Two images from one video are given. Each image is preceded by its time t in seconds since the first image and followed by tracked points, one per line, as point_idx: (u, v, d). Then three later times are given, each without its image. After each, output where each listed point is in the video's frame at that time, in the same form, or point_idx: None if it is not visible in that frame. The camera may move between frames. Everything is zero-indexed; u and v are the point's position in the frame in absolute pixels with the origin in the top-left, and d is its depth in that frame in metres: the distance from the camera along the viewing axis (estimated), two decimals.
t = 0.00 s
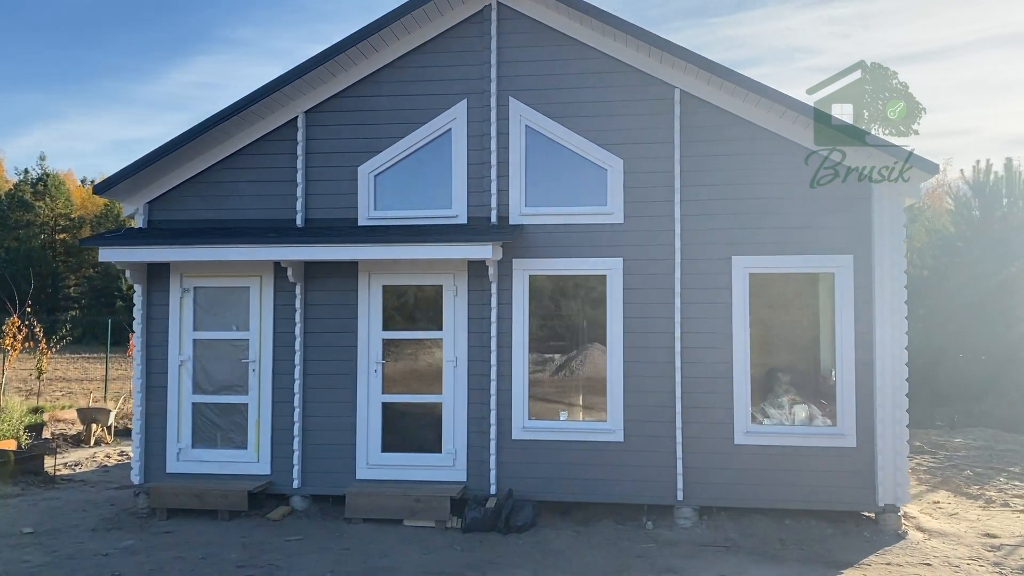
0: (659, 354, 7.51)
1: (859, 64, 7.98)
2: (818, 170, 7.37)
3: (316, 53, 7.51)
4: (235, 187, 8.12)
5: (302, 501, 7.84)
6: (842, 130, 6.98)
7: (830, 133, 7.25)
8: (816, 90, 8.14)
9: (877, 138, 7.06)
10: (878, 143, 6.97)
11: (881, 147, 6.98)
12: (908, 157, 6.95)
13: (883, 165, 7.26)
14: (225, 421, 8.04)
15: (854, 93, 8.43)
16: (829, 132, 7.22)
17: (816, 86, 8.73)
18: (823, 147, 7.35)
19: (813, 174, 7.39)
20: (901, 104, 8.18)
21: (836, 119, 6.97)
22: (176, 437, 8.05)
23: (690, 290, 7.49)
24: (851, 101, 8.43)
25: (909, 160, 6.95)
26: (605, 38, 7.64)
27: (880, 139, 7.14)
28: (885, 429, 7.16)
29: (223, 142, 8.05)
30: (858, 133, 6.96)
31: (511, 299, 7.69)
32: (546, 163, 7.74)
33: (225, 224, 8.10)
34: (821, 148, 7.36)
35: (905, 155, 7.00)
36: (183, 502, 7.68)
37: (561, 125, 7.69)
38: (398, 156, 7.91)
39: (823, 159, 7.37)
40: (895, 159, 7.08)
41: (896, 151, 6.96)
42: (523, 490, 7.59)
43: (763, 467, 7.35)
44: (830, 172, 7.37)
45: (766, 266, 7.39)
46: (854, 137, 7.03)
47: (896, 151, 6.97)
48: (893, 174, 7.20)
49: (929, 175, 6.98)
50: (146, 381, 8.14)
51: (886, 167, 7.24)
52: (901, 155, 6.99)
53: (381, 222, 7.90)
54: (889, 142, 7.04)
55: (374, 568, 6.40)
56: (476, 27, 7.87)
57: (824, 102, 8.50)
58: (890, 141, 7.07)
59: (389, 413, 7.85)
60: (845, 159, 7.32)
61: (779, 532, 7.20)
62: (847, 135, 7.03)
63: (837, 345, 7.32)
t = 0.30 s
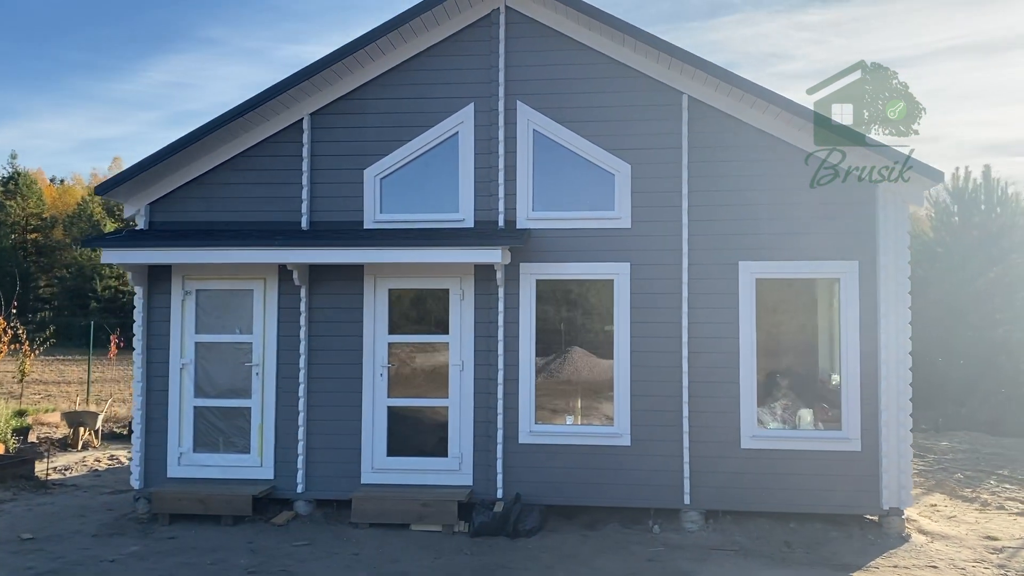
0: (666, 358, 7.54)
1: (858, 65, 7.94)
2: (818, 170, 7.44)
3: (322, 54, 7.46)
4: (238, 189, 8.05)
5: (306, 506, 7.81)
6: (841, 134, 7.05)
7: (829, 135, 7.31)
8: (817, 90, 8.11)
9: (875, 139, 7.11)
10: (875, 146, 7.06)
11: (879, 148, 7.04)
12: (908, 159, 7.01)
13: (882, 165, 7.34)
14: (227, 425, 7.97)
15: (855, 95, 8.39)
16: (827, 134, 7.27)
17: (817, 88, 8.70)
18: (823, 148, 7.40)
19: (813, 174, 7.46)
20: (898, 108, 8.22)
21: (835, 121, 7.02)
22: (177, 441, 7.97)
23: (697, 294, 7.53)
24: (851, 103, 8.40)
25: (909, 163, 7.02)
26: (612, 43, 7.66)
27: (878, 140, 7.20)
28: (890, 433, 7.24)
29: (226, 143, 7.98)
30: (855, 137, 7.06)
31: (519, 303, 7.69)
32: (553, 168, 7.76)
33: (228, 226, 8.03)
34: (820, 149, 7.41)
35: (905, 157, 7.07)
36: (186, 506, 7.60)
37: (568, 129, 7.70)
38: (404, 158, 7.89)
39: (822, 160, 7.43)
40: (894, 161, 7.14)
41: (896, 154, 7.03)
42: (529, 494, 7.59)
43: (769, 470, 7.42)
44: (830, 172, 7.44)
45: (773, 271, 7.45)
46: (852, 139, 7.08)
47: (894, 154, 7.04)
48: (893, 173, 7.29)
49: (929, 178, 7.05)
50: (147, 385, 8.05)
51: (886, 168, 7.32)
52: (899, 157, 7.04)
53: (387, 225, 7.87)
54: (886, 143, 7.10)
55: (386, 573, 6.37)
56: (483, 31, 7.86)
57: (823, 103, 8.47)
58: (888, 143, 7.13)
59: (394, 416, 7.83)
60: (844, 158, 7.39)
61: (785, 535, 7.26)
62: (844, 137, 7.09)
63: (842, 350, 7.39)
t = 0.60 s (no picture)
0: (677, 356, 7.58)
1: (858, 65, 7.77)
2: (818, 170, 7.53)
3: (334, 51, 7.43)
4: (247, 186, 7.99)
5: (315, 504, 7.77)
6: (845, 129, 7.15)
7: (830, 134, 7.42)
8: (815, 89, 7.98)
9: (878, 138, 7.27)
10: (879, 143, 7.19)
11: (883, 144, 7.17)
12: (909, 157, 7.14)
13: (883, 165, 7.44)
14: (235, 423, 7.90)
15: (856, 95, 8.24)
16: (830, 131, 7.39)
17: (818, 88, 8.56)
18: (823, 147, 7.50)
19: (813, 174, 7.55)
20: (902, 107, 7.98)
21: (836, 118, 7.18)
22: (183, 439, 7.89)
23: (708, 293, 7.58)
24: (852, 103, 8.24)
25: (909, 160, 7.13)
26: (624, 42, 7.70)
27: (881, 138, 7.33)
28: (899, 430, 7.32)
29: (235, 139, 7.92)
30: (858, 133, 7.17)
31: (530, 301, 7.69)
32: (565, 166, 7.77)
33: (237, 223, 7.97)
34: (820, 148, 7.51)
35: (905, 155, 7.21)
36: (194, 505, 7.53)
37: (579, 128, 7.72)
38: (414, 156, 7.87)
39: (823, 159, 7.52)
40: (893, 159, 7.29)
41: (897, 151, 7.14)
42: (541, 492, 7.59)
43: (780, 467, 7.48)
44: (830, 172, 7.52)
45: (784, 270, 7.51)
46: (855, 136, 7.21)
47: (897, 151, 7.17)
48: (892, 174, 7.38)
49: (930, 174, 7.18)
50: (153, 382, 7.97)
51: (886, 168, 7.42)
52: (900, 155, 7.19)
53: (397, 223, 7.86)
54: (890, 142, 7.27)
55: (404, 570, 6.37)
56: (495, 29, 7.86)
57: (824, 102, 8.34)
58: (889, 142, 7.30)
59: (404, 414, 7.80)
60: (844, 159, 7.48)
61: (796, 532, 7.32)
62: (847, 134, 7.22)
63: (852, 348, 7.46)
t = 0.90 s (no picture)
0: (687, 359, 7.64)
1: (860, 65, 7.41)
2: (818, 170, 7.62)
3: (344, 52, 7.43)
4: (256, 187, 7.96)
5: (325, 507, 7.74)
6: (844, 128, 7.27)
7: (830, 134, 7.52)
8: (813, 87, 7.67)
9: (876, 139, 7.38)
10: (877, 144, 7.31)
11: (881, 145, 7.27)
12: (909, 158, 7.24)
13: (883, 165, 7.52)
14: (244, 427, 7.86)
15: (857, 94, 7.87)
16: (829, 132, 7.49)
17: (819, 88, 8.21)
18: (823, 147, 7.59)
19: (813, 174, 7.64)
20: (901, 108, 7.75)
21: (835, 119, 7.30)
22: (191, 443, 7.84)
23: (717, 296, 7.66)
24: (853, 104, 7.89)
25: (909, 162, 7.24)
26: (633, 46, 7.75)
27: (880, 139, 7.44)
28: (906, 431, 7.44)
29: (244, 140, 7.89)
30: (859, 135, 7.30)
31: (541, 304, 7.72)
32: (575, 170, 7.82)
33: (245, 225, 7.93)
34: (820, 148, 7.60)
35: (904, 155, 7.32)
36: (203, 509, 7.48)
37: (590, 132, 7.76)
38: (424, 159, 7.87)
39: (823, 159, 7.61)
40: (892, 160, 7.39)
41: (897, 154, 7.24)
42: (552, 494, 7.63)
43: (787, 468, 7.57)
44: (830, 172, 7.62)
45: (791, 273, 7.61)
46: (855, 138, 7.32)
47: (896, 152, 7.27)
48: (892, 174, 7.49)
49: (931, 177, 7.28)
50: (160, 385, 7.91)
51: (886, 168, 7.50)
52: (898, 156, 7.29)
53: (407, 225, 7.86)
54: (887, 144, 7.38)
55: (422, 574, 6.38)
56: (506, 32, 7.89)
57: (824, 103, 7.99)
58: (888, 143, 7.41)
59: (414, 417, 7.80)
60: (844, 159, 7.58)
61: (804, 532, 7.41)
62: (847, 136, 7.34)
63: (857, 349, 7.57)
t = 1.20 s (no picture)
0: (692, 355, 7.77)
1: (859, 65, 7.52)
2: (818, 170, 7.76)
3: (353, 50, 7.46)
4: (263, 186, 7.97)
5: (333, 504, 7.78)
6: (845, 128, 7.46)
7: (830, 134, 7.66)
8: (813, 87, 7.79)
9: (876, 139, 7.55)
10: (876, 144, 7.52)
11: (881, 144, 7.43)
12: (909, 158, 7.45)
13: (883, 165, 7.67)
14: (252, 424, 7.88)
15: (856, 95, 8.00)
16: (829, 132, 7.64)
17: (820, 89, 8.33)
18: (822, 147, 7.73)
19: (813, 174, 7.78)
20: (901, 107, 7.89)
21: (834, 118, 7.47)
22: (198, 442, 7.83)
23: (722, 293, 7.79)
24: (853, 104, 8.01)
25: (909, 162, 7.46)
26: (640, 48, 7.85)
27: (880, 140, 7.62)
28: (906, 425, 7.62)
29: (251, 138, 7.90)
30: (858, 134, 7.50)
31: (549, 301, 7.81)
32: (581, 169, 7.92)
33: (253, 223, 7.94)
34: (820, 148, 7.74)
35: (904, 154, 7.50)
36: (213, 507, 7.49)
37: (596, 131, 7.86)
38: (432, 158, 7.94)
39: (823, 159, 7.76)
40: (892, 159, 7.56)
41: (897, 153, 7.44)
42: (560, 489, 7.72)
43: (790, 462, 7.72)
44: (830, 172, 7.76)
45: (794, 271, 7.76)
46: (854, 137, 7.51)
47: (897, 152, 7.47)
48: (892, 174, 7.62)
49: (930, 177, 7.47)
50: (167, 384, 7.89)
51: (886, 168, 7.67)
52: (899, 154, 7.47)
53: (415, 224, 7.92)
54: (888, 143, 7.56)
55: (438, 568, 6.45)
56: (514, 32, 7.97)
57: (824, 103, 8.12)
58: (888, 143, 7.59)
59: (423, 413, 7.87)
60: (843, 159, 7.72)
61: (806, 524, 7.57)
62: (847, 136, 7.53)
63: (858, 345, 7.74)
